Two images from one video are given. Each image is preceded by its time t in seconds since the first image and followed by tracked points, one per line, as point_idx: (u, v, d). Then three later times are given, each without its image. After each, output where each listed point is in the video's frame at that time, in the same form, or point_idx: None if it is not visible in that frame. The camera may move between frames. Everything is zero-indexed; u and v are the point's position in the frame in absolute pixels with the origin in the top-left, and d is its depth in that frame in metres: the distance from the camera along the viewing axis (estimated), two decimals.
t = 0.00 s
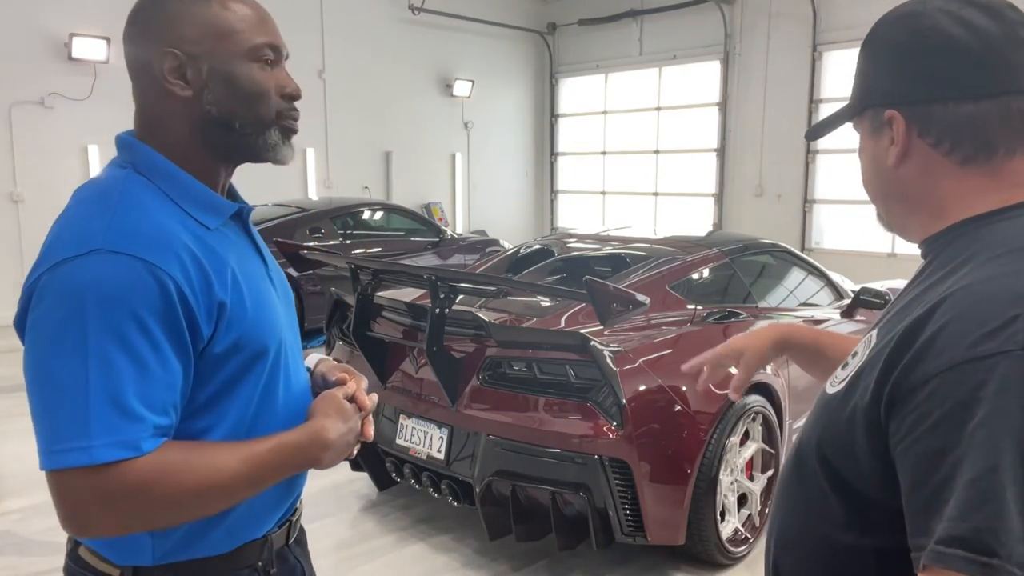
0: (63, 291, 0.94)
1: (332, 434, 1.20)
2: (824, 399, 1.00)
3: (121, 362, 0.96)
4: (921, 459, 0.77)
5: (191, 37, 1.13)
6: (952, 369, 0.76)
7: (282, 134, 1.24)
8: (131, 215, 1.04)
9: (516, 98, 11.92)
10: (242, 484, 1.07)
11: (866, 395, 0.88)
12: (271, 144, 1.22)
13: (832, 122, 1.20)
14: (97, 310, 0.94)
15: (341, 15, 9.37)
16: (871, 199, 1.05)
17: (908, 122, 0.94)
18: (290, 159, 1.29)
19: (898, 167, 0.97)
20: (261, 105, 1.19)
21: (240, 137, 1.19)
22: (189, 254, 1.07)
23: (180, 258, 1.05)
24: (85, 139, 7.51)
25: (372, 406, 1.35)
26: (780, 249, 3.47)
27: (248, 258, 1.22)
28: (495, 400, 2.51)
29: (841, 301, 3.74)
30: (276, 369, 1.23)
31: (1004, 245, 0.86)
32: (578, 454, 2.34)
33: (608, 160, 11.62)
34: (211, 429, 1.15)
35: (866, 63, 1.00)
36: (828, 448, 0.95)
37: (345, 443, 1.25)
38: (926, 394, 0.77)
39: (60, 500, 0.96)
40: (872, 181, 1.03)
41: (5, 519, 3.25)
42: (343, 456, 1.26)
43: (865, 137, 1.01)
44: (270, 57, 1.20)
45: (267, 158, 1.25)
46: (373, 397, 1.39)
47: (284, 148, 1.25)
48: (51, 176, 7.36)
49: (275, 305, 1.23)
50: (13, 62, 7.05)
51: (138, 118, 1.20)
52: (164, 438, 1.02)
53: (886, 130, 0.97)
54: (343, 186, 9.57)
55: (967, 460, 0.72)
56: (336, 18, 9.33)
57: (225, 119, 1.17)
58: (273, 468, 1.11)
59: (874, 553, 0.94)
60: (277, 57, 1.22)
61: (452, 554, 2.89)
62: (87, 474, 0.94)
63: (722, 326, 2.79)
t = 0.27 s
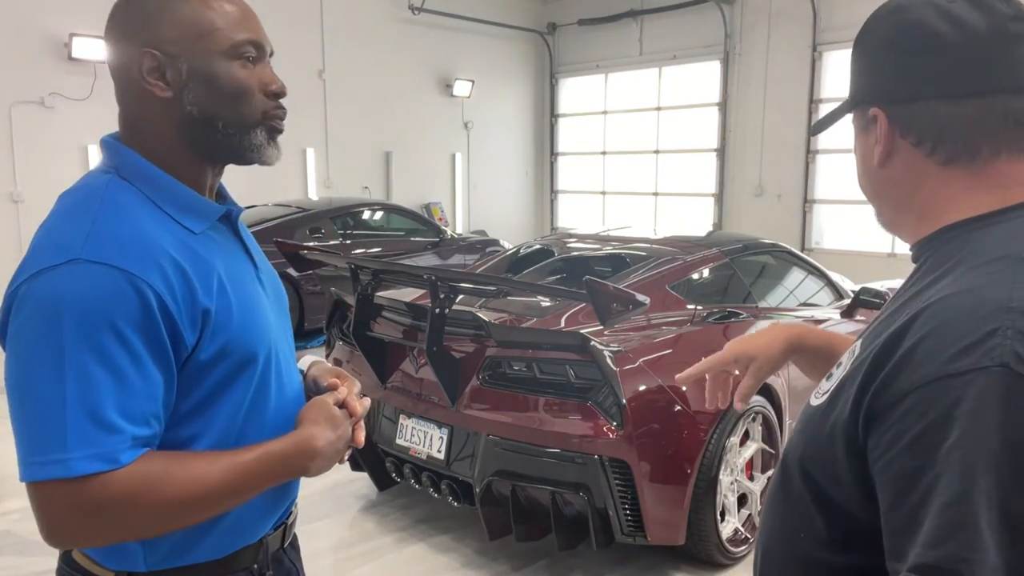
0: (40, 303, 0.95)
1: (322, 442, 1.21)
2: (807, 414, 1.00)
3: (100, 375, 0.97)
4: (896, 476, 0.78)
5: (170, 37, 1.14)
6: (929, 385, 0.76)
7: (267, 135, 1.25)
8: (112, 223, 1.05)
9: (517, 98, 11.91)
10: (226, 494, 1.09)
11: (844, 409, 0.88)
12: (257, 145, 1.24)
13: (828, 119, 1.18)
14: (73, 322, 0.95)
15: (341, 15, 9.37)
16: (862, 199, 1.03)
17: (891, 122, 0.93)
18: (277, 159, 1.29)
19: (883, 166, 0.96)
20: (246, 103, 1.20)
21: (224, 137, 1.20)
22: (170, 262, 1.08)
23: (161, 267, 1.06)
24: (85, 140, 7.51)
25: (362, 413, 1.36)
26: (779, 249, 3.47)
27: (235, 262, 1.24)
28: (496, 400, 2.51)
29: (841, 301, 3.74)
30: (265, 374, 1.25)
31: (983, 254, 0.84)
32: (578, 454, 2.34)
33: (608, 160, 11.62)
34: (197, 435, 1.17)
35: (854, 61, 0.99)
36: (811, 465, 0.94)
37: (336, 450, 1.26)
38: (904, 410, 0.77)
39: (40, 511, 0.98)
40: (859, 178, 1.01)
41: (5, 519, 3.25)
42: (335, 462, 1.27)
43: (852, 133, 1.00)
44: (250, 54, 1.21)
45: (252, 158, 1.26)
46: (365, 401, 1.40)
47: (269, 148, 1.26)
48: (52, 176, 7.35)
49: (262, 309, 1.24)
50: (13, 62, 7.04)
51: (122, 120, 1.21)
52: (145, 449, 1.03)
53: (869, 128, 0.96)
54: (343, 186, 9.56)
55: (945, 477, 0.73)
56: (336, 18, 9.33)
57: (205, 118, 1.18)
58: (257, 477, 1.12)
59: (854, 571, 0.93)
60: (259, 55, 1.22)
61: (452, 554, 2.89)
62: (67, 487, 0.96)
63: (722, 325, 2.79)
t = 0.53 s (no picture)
0: (23, 308, 0.98)
1: (312, 440, 1.25)
2: (805, 428, 0.94)
3: (85, 378, 1.00)
4: (914, 504, 0.72)
5: (179, 51, 1.16)
6: (948, 411, 0.70)
7: (257, 155, 1.29)
8: (95, 226, 1.08)
9: (517, 98, 11.91)
10: (216, 494, 1.12)
11: (853, 429, 0.82)
12: (249, 164, 1.28)
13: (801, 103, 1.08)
14: (59, 326, 0.98)
15: (341, 15, 9.37)
16: (859, 197, 0.96)
17: (954, 111, 0.84)
18: (258, 177, 1.34)
19: (920, 163, 0.88)
20: (245, 125, 1.24)
21: (216, 157, 1.25)
22: (156, 266, 1.11)
23: (146, 270, 1.08)
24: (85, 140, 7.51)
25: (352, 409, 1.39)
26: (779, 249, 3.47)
27: (223, 263, 1.26)
28: (496, 400, 2.51)
29: (842, 301, 3.73)
30: (254, 374, 1.27)
31: (1008, 263, 0.79)
32: (578, 454, 2.34)
33: (608, 160, 11.63)
34: (187, 436, 1.20)
35: (887, 40, 0.89)
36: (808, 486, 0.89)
37: (325, 448, 1.29)
38: (920, 438, 0.72)
39: (28, 511, 1.01)
40: (876, 175, 0.93)
41: (5, 519, 3.25)
42: (324, 461, 1.30)
43: (875, 125, 0.91)
44: (257, 78, 1.25)
45: (238, 176, 1.30)
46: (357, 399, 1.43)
47: (258, 164, 1.30)
48: (52, 177, 7.35)
49: (250, 310, 1.26)
50: (13, 62, 7.04)
51: (111, 120, 1.23)
52: (134, 451, 1.06)
53: (918, 117, 0.87)
54: (343, 186, 9.56)
55: (967, 514, 0.68)
56: (336, 18, 9.33)
57: (204, 135, 1.22)
58: (246, 477, 1.15)
59: None
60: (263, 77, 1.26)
61: (452, 554, 2.89)
62: (57, 490, 0.99)
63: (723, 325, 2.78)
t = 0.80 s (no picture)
0: (9, 309, 1.00)
1: (297, 445, 1.25)
2: (844, 457, 0.87)
3: (65, 381, 1.01)
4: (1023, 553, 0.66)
5: (210, 69, 1.21)
6: None
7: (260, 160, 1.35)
8: (82, 229, 1.10)
9: (517, 98, 11.91)
10: (196, 497, 1.13)
11: (928, 464, 0.75)
12: (254, 169, 1.35)
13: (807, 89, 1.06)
14: (42, 328, 0.99)
15: (341, 14, 9.37)
16: (883, 196, 0.95)
17: (1006, 105, 0.84)
18: (254, 181, 1.38)
19: (960, 161, 0.88)
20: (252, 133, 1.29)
21: (231, 163, 1.30)
22: (143, 270, 1.12)
23: (131, 273, 1.10)
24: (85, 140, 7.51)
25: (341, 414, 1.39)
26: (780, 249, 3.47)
27: (214, 266, 1.27)
28: (496, 400, 2.51)
29: (842, 301, 3.74)
30: (242, 376, 1.28)
31: None
32: (578, 454, 2.34)
33: (608, 159, 11.63)
34: (172, 437, 1.21)
35: (923, 24, 0.89)
36: (853, 521, 0.83)
37: (311, 452, 1.29)
38: None
39: (8, 511, 1.02)
40: (906, 171, 0.92)
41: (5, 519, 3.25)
42: (311, 465, 1.30)
43: (912, 118, 0.91)
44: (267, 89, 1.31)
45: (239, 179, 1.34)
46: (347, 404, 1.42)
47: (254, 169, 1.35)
48: (52, 176, 7.35)
49: (239, 312, 1.28)
50: (13, 62, 7.04)
51: (110, 121, 1.24)
52: (115, 453, 1.08)
53: (965, 109, 0.87)
54: (343, 186, 9.56)
55: None
56: (336, 18, 9.32)
57: (223, 146, 1.26)
58: (228, 481, 1.16)
59: None
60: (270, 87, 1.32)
61: (452, 554, 2.89)
62: (34, 491, 1.00)
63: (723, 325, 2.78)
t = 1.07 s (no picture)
0: (8, 303, 0.99)
1: (295, 440, 1.25)
2: (877, 464, 0.87)
3: (66, 375, 1.01)
4: None
5: (176, 52, 1.19)
6: None
7: (252, 152, 1.32)
8: (82, 225, 1.10)
9: (517, 98, 11.91)
10: (194, 493, 1.13)
11: (977, 465, 0.76)
12: (244, 162, 1.31)
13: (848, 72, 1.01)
14: (40, 322, 0.99)
15: (341, 14, 9.37)
16: (953, 191, 0.90)
17: None
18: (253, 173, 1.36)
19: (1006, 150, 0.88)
20: (236, 123, 1.26)
21: (215, 151, 1.27)
22: (142, 265, 1.13)
23: (131, 268, 1.10)
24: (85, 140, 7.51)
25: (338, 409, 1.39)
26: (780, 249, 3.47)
27: (211, 263, 1.28)
28: (495, 400, 2.51)
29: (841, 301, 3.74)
30: (239, 373, 1.29)
31: None
32: (578, 454, 2.34)
33: (608, 160, 11.64)
34: (169, 434, 1.21)
35: (1003, 4, 0.88)
36: (899, 528, 0.83)
37: (310, 448, 1.29)
38: None
39: (7, 505, 1.02)
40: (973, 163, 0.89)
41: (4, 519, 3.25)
42: (308, 461, 1.31)
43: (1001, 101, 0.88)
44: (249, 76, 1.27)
45: (230, 168, 1.31)
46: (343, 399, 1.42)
47: (252, 165, 1.33)
48: (51, 176, 7.35)
49: (236, 308, 1.28)
50: (13, 62, 7.04)
51: (104, 121, 1.25)
52: (114, 448, 1.08)
53: None
54: (343, 186, 9.56)
55: None
56: (336, 17, 9.32)
57: (199, 132, 1.24)
58: (228, 476, 1.16)
59: None
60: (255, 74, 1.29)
61: (452, 554, 2.90)
62: (34, 485, 1.00)
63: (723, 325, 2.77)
